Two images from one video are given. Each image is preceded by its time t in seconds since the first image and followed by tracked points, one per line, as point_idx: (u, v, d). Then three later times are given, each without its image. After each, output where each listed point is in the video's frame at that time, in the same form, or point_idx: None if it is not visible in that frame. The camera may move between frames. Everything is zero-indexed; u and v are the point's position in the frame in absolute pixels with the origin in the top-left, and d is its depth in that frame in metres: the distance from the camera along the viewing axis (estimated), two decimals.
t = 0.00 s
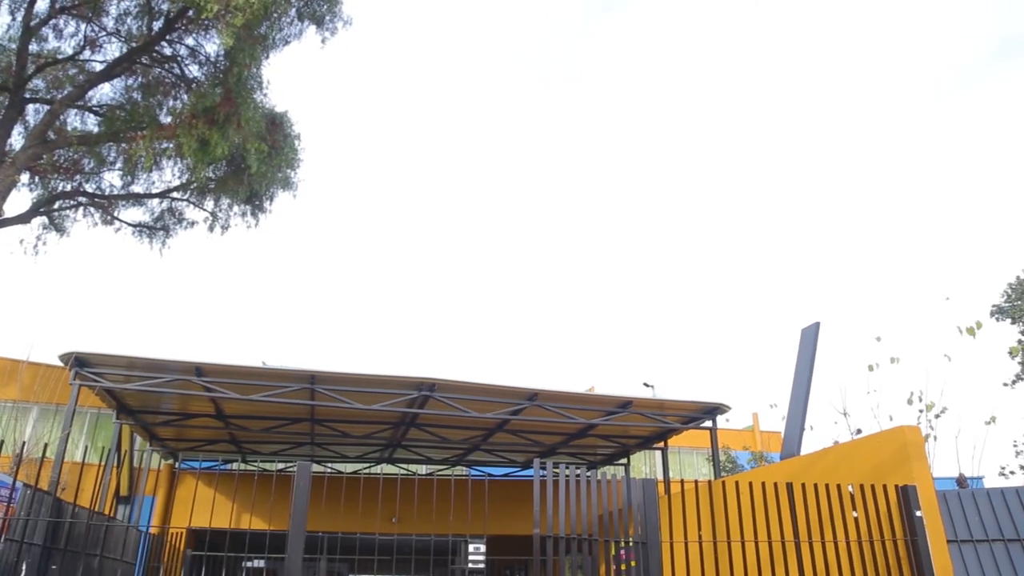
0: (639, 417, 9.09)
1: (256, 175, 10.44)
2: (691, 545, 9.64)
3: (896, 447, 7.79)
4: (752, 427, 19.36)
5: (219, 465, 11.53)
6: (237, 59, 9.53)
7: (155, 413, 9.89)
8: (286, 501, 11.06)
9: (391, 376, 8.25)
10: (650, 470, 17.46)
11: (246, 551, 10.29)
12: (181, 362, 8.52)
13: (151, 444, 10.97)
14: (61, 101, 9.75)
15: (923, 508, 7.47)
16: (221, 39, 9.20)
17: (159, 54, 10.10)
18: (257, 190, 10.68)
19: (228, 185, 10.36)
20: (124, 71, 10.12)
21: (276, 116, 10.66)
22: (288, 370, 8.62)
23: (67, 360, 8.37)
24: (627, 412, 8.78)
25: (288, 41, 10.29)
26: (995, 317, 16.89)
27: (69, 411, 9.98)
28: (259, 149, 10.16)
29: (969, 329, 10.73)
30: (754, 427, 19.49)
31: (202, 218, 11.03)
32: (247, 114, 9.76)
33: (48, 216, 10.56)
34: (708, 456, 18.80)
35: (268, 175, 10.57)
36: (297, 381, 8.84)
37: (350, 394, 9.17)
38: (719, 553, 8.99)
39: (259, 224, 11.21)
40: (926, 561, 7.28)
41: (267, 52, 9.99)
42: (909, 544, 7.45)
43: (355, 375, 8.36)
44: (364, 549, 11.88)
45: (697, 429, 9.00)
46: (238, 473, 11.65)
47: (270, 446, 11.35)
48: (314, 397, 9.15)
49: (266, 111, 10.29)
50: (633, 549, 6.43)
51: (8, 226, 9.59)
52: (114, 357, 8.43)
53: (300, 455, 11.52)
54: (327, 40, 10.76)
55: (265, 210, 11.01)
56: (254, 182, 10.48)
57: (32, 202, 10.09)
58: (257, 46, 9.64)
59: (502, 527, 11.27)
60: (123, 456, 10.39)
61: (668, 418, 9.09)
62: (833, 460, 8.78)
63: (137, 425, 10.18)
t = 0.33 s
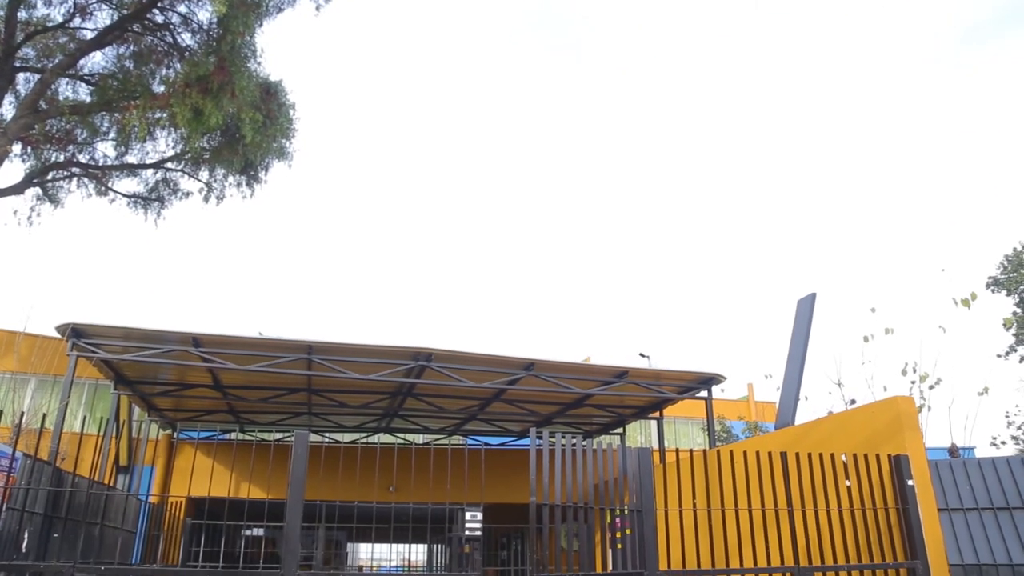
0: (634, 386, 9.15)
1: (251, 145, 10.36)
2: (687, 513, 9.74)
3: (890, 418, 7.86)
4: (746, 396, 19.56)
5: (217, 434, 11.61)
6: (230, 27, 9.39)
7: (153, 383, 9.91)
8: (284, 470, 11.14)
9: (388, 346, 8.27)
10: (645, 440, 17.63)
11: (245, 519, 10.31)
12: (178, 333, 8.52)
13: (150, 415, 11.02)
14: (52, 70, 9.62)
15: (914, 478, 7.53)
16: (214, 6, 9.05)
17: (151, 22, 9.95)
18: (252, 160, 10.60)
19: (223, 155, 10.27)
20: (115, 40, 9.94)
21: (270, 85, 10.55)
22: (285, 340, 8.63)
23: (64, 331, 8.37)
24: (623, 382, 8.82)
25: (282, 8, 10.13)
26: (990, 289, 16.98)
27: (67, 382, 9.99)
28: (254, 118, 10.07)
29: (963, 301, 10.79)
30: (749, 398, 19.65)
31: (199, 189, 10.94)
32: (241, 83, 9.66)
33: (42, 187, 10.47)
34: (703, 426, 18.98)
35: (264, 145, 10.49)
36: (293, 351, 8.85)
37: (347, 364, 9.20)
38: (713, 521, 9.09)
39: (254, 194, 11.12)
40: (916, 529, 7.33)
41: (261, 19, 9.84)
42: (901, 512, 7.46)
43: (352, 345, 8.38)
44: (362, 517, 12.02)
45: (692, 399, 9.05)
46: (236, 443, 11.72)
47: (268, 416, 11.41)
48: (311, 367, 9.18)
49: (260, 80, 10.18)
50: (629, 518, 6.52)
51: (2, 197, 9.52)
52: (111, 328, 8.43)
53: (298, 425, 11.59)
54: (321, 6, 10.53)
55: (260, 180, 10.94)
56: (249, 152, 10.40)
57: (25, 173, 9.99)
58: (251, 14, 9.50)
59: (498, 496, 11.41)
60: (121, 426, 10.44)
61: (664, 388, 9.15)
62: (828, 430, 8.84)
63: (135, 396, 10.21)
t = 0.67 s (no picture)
0: (631, 356, 9.18)
1: (247, 115, 10.28)
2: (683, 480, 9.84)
3: (885, 388, 7.91)
4: (743, 366, 19.70)
5: (217, 405, 11.67)
6: None
7: (152, 354, 9.94)
8: (284, 440, 11.23)
9: (385, 316, 8.28)
10: (642, 408, 17.79)
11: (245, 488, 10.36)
12: (176, 304, 8.52)
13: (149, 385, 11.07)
14: (42, 38, 9.49)
15: (908, 447, 7.59)
16: None
17: None
18: (248, 130, 10.53)
19: (218, 125, 10.20)
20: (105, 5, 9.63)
21: (265, 53, 10.43)
22: (282, 310, 8.64)
23: (62, 303, 8.37)
24: (620, 351, 8.86)
25: None
26: (988, 260, 17.00)
27: (65, 353, 10.02)
28: (249, 87, 9.98)
29: (960, 271, 10.81)
30: (746, 367, 19.80)
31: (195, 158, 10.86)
32: (235, 52, 9.55)
33: (36, 157, 10.38)
34: (700, 395, 19.14)
35: (259, 115, 10.41)
36: (291, 322, 8.86)
37: (345, 334, 9.21)
38: (709, 488, 9.19)
39: (248, 161, 10.96)
40: (909, 497, 7.41)
41: None
42: (895, 481, 7.50)
43: (349, 315, 8.39)
44: (361, 486, 12.14)
45: (688, 367, 9.10)
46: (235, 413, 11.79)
47: (267, 385, 11.48)
48: (309, 337, 9.20)
49: (254, 48, 10.05)
50: (625, 486, 6.58)
51: None
52: (109, 299, 8.42)
53: (297, 395, 11.65)
54: None
55: (256, 150, 10.87)
56: (244, 122, 10.33)
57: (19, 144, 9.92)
58: None
59: (496, 464, 11.50)
60: (121, 396, 10.50)
61: (661, 357, 9.18)
62: (823, 399, 8.90)
63: (134, 366, 10.24)
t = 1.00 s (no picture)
0: (630, 326, 9.20)
1: (243, 84, 10.19)
2: (680, 449, 9.92)
3: (882, 358, 7.94)
4: (741, 336, 19.91)
5: (216, 375, 11.72)
6: None
7: (151, 325, 9.95)
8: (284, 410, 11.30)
9: (384, 286, 8.29)
10: (639, 377, 18.04)
11: (245, 458, 10.43)
12: (175, 275, 8.50)
13: (148, 355, 11.11)
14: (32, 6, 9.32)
15: (904, 416, 7.64)
16: None
17: None
18: (244, 99, 10.44)
19: (214, 95, 10.11)
20: None
21: (260, 21, 10.30)
22: (280, 281, 8.62)
23: (59, 274, 8.36)
24: (618, 322, 8.88)
25: None
26: (987, 231, 16.99)
27: (65, 324, 10.02)
28: (245, 56, 9.87)
29: (959, 242, 10.80)
30: (743, 338, 20.04)
31: (192, 129, 10.75)
32: (230, 20, 9.44)
33: (31, 128, 10.26)
34: (697, 365, 19.25)
35: (255, 84, 10.32)
36: (290, 292, 8.86)
37: (344, 304, 9.21)
38: (705, 456, 9.27)
39: (245, 131, 10.83)
40: (905, 465, 7.46)
41: None
42: (890, 450, 7.56)
43: (348, 285, 8.40)
44: (361, 455, 12.25)
45: (687, 337, 9.12)
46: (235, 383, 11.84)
47: (266, 356, 11.52)
48: (308, 308, 9.21)
49: (248, 16, 9.92)
50: (623, 456, 6.61)
51: None
52: (107, 270, 8.41)
53: (296, 366, 11.70)
54: None
55: (253, 120, 10.78)
56: (241, 92, 10.24)
57: (13, 115, 9.80)
58: None
59: (495, 434, 11.60)
60: (121, 367, 10.54)
61: (660, 327, 9.20)
62: (821, 369, 8.93)
63: (134, 337, 10.27)
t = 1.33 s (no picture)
0: (629, 298, 9.21)
1: (239, 55, 10.08)
2: (679, 420, 9.98)
3: (881, 329, 7.94)
4: (740, 308, 19.97)
5: (216, 347, 11.77)
6: None
7: (150, 298, 9.96)
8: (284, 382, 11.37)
9: (383, 258, 8.29)
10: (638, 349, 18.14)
11: (246, 430, 10.51)
12: (174, 247, 8.49)
13: (148, 328, 11.12)
14: None
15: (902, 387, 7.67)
16: None
17: None
18: (241, 70, 10.34)
19: (210, 65, 10.01)
20: None
21: None
22: (280, 252, 8.61)
23: (58, 247, 8.33)
24: (617, 293, 8.89)
25: None
26: (988, 204, 16.96)
27: (64, 297, 10.02)
28: (241, 26, 9.76)
29: (960, 214, 10.78)
30: (742, 310, 20.09)
31: (189, 101, 10.66)
32: None
33: (25, 99, 10.14)
34: (696, 337, 19.32)
35: (252, 55, 10.21)
36: (290, 265, 8.85)
37: (344, 276, 9.21)
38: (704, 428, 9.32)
39: (242, 102, 10.74)
40: (902, 435, 7.49)
41: None
42: (887, 421, 7.59)
43: (347, 257, 8.39)
44: (362, 426, 12.36)
45: (686, 309, 9.14)
46: (235, 355, 11.89)
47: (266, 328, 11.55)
48: (307, 281, 9.21)
49: None
50: (622, 426, 6.64)
51: None
52: (106, 243, 8.39)
53: (296, 338, 11.73)
54: None
55: (250, 91, 10.69)
56: (237, 63, 10.13)
57: (7, 87, 9.68)
58: None
59: (494, 405, 11.68)
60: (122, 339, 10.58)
61: (659, 299, 9.22)
62: (820, 341, 8.94)
63: (134, 310, 10.29)
